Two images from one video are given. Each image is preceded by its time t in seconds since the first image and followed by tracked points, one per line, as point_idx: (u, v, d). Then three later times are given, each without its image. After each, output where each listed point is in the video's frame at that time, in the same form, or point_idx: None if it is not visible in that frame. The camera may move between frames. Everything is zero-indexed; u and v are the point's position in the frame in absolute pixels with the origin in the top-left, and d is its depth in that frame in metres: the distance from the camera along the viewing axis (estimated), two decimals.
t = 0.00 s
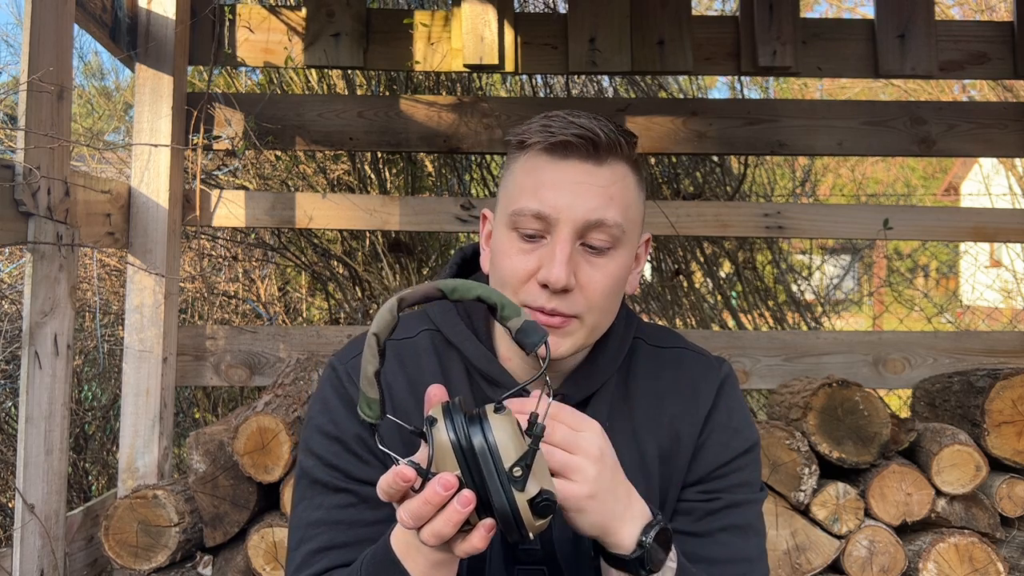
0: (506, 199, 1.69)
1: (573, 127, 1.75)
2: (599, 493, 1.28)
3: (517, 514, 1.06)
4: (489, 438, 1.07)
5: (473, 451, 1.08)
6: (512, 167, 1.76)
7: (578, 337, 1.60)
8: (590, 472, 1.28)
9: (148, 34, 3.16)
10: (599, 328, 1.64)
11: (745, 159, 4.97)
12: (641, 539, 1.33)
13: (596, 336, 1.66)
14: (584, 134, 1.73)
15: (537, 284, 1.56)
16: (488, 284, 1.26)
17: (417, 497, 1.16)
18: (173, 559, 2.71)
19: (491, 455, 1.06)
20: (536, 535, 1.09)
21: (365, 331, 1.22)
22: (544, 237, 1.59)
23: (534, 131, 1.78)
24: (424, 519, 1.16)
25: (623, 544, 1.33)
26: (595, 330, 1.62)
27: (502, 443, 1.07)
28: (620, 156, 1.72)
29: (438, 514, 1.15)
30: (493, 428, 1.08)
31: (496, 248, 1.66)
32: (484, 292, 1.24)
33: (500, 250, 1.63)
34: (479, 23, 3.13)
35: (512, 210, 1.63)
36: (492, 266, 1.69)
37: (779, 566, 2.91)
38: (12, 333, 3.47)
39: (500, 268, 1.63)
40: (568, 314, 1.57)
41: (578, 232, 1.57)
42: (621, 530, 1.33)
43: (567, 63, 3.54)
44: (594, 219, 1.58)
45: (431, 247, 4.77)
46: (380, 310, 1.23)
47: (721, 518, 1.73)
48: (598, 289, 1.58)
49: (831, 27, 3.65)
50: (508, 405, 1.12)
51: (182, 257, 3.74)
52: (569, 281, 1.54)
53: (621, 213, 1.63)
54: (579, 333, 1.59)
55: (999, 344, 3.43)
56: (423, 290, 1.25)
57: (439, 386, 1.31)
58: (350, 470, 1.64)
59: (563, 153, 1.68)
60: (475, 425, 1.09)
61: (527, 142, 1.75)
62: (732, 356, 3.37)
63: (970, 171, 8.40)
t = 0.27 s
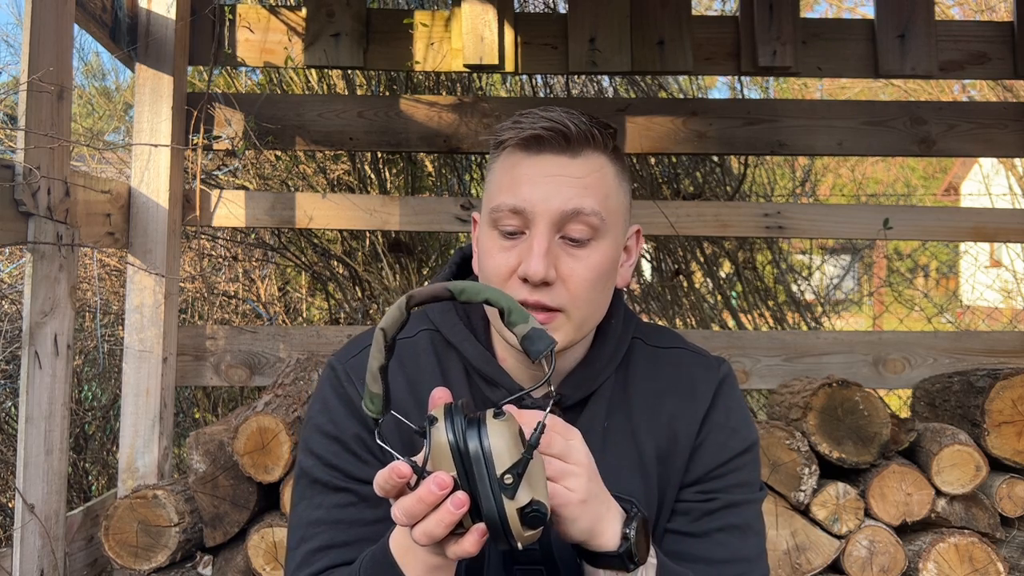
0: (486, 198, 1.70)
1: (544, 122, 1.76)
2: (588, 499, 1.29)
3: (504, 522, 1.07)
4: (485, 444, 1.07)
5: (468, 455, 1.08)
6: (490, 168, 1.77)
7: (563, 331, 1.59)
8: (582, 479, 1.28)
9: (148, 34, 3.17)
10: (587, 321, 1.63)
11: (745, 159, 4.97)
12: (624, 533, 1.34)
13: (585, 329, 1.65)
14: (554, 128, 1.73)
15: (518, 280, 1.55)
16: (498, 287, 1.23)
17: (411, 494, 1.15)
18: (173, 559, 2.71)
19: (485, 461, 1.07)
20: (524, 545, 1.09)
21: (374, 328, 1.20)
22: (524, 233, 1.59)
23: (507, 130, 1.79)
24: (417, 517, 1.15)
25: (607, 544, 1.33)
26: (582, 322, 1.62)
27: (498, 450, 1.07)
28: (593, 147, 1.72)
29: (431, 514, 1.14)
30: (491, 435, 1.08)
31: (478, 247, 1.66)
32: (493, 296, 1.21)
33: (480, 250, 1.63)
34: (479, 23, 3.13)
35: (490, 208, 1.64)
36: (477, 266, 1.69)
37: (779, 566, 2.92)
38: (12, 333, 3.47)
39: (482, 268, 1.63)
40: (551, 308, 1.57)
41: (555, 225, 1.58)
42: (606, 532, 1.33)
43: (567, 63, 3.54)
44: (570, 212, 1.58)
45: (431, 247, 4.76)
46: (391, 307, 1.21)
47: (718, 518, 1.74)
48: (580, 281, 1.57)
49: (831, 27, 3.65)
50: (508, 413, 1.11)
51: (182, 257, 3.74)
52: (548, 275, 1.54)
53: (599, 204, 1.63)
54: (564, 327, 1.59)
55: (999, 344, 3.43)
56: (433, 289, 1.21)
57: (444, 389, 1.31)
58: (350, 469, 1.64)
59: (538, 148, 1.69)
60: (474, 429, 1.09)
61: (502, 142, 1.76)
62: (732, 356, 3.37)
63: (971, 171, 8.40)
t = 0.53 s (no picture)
0: (484, 199, 1.70)
1: (541, 122, 1.76)
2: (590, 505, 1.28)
3: (534, 525, 1.05)
4: (511, 445, 1.09)
5: (494, 458, 1.09)
6: (487, 169, 1.77)
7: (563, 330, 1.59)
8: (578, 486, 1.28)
9: (148, 34, 3.17)
10: (585, 321, 1.63)
11: (745, 159, 4.97)
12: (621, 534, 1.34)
13: (584, 329, 1.65)
14: (552, 128, 1.73)
15: (516, 280, 1.56)
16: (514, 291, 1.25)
17: (436, 498, 1.15)
18: (173, 559, 2.71)
19: (512, 463, 1.08)
20: (553, 552, 1.08)
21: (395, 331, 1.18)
22: (522, 233, 1.59)
23: (504, 130, 1.79)
24: (440, 521, 1.16)
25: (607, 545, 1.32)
26: (580, 322, 1.61)
27: (523, 453, 1.09)
28: (591, 147, 1.72)
29: (455, 518, 1.14)
30: (515, 438, 1.10)
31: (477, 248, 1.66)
32: (512, 299, 1.23)
33: (479, 249, 1.63)
34: (479, 23, 3.13)
35: (488, 208, 1.64)
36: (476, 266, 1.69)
37: (779, 566, 2.92)
38: (13, 333, 3.47)
39: (480, 268, 1.63)
40: (549, 308, 1.57)
41: (554, 225, 1.58)
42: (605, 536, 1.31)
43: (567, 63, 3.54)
44: (568, 212, 1.58)
45: (431, 247, 4.75)
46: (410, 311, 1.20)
47: (715, 517, 1.74)
48: (578, 281, 1.57)
49: (831, 27, 3.65)
50: (528, 417, 1.14)
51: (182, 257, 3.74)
52: (547, 274, 1.54)
53: (597, 204, 1.63)
54: (563, 326, 1.59)
55: (999, 344, 3.43)
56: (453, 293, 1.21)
57: (450, 394, 1.28)
58: (350, 469, 1.65)
59: (536, 147, 1.69)
60: (497, 433, 1.10)
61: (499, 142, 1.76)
62: (731, 357, 3.37)
63: (971, 172, 8.39)
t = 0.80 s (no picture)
0: (490, 202, 1.69)
1: (548, 125, 1.75)
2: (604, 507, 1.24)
3: (544, 537, 1.06)
4: (535, 455, 1.09)
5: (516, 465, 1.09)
6: (494, 171, 1.76)
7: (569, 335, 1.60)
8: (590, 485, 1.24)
9: (148, 34, 3.16)
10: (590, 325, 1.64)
11: (745, 159, 4.97)
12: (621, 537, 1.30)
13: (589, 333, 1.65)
14: (560, 132, 1.73)
15: (524, 284, 1.56)
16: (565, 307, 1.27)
17: (458, 495, 1.14)
18: (173, 559, 2.71)
19: (533, 472, 1.08)
20: (559, 567, 1.07)
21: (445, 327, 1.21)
22: (529, 237, 1.59)
23: (511, 132, 1.78)
24: (458, 518, 1.15)
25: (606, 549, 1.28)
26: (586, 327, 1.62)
27: (547, 465, 1.09)
28: (598, 152, 1.72)
29: (473, 518, 1.13)
30: (542, 448, 1.10)
31: (483, 251, 1.66)
32: (562, 313, 1.25)
33: (486, 253, 1.63)
34: (479, 23, 3.13)
35: (495, 212, 1.63)
36: (481, 269, 1.69)
37: (779, 566, 2.91)
38: (12, 333, 3.47)
39: (487, 271, 1.63)
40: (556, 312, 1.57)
41: (561, 230, 1.58)
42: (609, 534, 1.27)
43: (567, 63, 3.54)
44: (576, 216, 1.58)
45: (431, 247, 4.74)
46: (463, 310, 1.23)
47: (714, 517, 1.75)
48: (585, 286, 1.57)
49: (831, 27, 3.65)
50: (558, 429, 1.14)
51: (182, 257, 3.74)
52: (554, 279, 1.54)
53: (604, 209, 1.63)
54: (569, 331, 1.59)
55: (999, 344, 3.43)
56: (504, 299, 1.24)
57: (484, 394, 1.29)
58: (351, 468, 1.65)
59: (543, 151, 1.68)
60: (525, 440, 1.11)
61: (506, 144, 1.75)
62: (732, 357, 3.37)
63: (971, 172, 8.39)
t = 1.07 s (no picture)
0: (491, 203, 1.69)
1: (550, 126, 1.75)
2: (604, 518, 1.23)
3: (535, 538, 1.06)
4: (538, 457, 1.10)
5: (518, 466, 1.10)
6: (494, 171, 1.76)
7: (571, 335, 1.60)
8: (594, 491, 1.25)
9: (148, 34, 3.17)
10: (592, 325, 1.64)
11: (745, 159, 4.97)
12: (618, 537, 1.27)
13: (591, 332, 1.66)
14: (561, 133, 1.72)
15: (526, 285, 1.56)
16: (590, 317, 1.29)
17: (461, 485, 1.14)
18: (173, 559, 2.71)
19: (534, 471, 1.09)
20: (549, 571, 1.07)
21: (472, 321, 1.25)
22: (531, 238, 1.59)
23: (512, 133, 1.78)
24: (456, 510, 1.14)
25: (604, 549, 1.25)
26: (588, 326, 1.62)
27: (548, 468, 1.09)
28: (598, 152, 1.72)
29: (473, 509, 1.13)
30: (548, 450, 1.10)
31: (485, 252, 1.66)
32: (587, 323, 1.26)
33: (487, 253, 1.63)
34: (479, 23, 3.13)
35: (496, 213, 1.64)
36: (483, 270, 1.69)
37: (779, 566, 2.91)
38: (13, 333, 3.47)
39: (488, 271, 1.63)
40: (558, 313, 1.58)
41: (563, 230, 1.58)
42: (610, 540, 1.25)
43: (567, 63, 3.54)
44: (577, 217, 1.58)
45: (431, 247, 4.74)
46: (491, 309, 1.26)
47: (713, 516, 1.75)
48: (586, 286, 1.58)
49: (831, 27, 3.65)
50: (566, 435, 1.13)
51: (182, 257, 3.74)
52: (556, 280, 1.54)
53: (605, 209, 1.63)
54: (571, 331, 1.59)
55: (999, 344, 3.43)
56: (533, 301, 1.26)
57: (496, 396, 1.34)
58: (353, 468, 1.65)
59: (544, 152, 1.68)
60: (531, 441, 1.12)
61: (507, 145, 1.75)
62: (732, 357, 3.37)
63: (971, 172, 8.39)
